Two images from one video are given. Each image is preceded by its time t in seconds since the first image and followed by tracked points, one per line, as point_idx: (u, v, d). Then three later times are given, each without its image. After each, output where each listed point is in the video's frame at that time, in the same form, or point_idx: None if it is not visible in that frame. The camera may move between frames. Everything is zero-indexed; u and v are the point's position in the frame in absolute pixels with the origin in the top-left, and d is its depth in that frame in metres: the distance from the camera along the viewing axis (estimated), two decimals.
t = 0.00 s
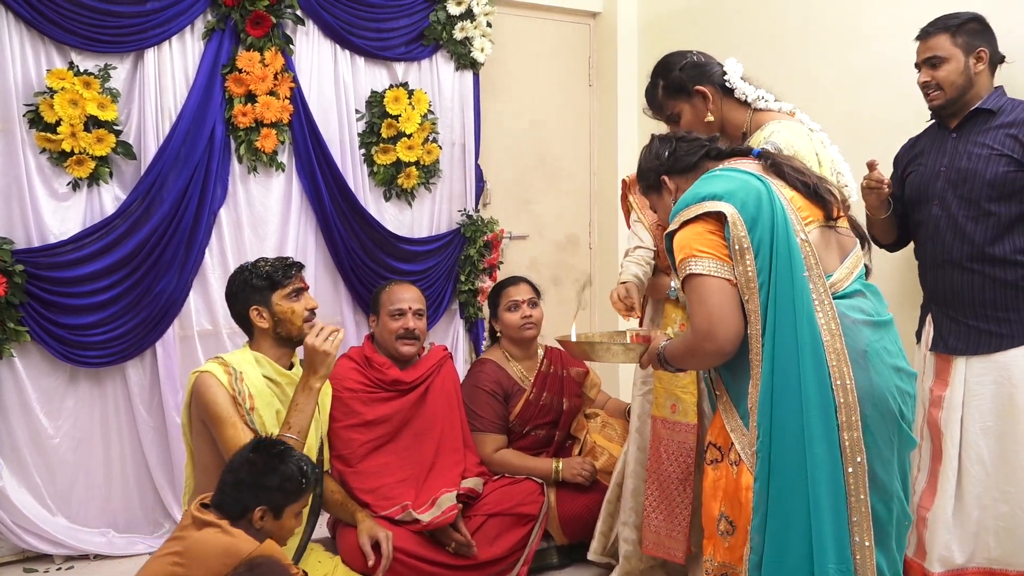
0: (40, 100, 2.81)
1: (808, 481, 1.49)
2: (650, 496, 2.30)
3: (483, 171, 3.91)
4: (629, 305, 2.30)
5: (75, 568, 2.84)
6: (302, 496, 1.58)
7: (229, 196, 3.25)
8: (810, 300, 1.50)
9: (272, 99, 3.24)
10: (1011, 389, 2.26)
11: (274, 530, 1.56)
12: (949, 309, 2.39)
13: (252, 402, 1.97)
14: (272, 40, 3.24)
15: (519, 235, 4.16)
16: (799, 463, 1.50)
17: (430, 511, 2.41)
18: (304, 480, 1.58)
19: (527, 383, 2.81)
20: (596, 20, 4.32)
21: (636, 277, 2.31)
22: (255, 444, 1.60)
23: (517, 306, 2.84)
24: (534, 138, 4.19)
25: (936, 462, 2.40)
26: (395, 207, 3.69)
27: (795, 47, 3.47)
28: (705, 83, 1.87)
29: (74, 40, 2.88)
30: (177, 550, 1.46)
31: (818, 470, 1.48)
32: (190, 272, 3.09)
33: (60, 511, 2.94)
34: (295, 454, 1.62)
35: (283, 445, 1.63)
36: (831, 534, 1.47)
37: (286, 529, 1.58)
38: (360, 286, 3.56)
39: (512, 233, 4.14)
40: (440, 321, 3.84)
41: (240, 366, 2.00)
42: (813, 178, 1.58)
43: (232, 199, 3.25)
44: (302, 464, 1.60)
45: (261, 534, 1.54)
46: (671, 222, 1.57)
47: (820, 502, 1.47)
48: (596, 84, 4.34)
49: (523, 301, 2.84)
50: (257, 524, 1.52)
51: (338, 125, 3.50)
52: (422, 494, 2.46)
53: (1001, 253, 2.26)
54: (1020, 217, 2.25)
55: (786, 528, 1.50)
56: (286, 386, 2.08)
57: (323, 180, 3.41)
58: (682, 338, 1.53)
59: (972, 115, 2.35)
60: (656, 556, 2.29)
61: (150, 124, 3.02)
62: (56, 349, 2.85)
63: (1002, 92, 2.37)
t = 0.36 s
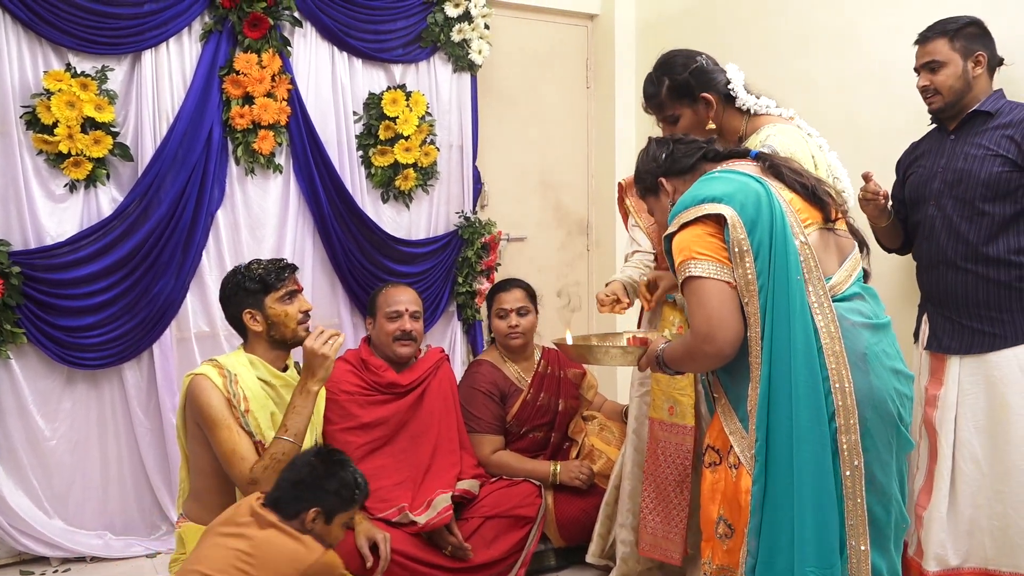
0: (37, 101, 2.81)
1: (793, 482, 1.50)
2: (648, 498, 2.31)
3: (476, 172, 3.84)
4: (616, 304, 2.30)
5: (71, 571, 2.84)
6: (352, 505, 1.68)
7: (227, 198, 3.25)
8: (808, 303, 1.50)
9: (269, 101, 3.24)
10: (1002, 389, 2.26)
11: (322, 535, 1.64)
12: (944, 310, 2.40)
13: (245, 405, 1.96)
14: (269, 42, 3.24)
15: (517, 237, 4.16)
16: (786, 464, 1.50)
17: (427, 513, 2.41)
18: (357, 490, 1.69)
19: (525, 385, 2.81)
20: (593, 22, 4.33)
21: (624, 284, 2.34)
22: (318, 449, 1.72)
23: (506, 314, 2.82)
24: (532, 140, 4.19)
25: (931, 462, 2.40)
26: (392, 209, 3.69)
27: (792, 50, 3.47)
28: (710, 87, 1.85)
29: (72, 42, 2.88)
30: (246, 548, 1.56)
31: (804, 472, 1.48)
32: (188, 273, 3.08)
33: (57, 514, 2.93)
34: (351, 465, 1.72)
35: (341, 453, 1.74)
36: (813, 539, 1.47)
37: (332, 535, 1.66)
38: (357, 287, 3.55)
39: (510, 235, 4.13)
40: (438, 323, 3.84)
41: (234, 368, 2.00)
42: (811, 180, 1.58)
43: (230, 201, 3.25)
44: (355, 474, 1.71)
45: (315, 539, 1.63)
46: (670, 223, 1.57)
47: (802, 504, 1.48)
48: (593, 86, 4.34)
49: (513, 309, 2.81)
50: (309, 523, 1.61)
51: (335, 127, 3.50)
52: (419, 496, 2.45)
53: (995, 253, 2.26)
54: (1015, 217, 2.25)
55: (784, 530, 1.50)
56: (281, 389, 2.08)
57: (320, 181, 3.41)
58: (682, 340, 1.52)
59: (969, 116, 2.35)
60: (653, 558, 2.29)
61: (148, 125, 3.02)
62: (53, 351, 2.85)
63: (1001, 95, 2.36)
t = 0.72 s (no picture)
0: (37, 102, 2.81)
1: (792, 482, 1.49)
2: (645, 497, 2.30)
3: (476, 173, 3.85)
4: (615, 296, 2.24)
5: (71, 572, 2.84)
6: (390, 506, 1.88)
7: (227, 199, 3.25)
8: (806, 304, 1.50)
9: (269, 102, 3.24)
10: (1005, 390, 2.25)
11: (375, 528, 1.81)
12: (946, 310, 2.40)
13: (241, 401, 1.95)
14: (269, 43, 3.24)
15: (517, 238, 4.15)
16: (784, 464, 1.50)
17: (426, 513, 2.42)
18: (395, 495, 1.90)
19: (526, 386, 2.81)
20: (593, 23, 4.33)
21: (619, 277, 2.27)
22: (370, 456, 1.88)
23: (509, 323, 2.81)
24: (532, 141, 4.18)
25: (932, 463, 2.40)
26: (392, 210, 3.69)
27: (792, 51, 3.47)
28: (712, 86, 1.84)
29: (72, 43, 2.87)
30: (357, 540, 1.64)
31: (801, 473, 1.48)
32: (188, 274, 3.08)
33: (57, 515, 2.93)
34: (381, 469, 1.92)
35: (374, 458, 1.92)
36: (813, 539, 1.47)
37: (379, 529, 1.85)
38: (357, 288, 3.55)
39: (510, 236, 4.13)
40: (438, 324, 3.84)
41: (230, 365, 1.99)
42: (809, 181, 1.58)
43: (230, 202, 3.25)
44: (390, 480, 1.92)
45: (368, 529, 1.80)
46: (667, 225, 1.56)
47: (801, 505, 1.47)
48: (594, 87, 4.34)
49: (516, 320, 2.79)
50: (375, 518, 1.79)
51: (336, 128, 3.50)
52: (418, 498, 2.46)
53: (1001, 253, 2.26)
54: (1020, 216, 2.24)
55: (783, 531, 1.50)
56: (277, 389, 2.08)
57: (320, 183, 3.41)
58: (681, 342, 1.51)
59: (975, 116, 2.35)
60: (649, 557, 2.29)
61: (148, 126, 3.02)
62: (53, 352, 2.85)
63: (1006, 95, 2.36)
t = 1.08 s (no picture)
0: (35, 104, 2.80)
1: (784, 485, 1.49)
2: (642, 498, 2.31)
3: (477, 174, 3.88)
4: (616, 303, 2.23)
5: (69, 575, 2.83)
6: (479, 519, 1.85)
7: (225, 201, 3.24)
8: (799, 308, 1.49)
9: (267, 104, 3.24)
10: (1006, 392, 2.25)
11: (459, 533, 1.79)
12: (946, 311, 2.40)
13: (242, 397, 1.96)
14: (267, 44, 3.24)
15: (515, 240, 4.15)
16: (776, 466, 1.50)
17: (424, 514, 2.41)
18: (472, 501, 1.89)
19: (525, 389, 2.80)
20: (592, 25, 4.33)
21: (621, 287, 2.28)
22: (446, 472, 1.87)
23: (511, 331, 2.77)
24: (531, 142, 4.18)
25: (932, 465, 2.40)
26: (391, 212, 3.68)
27: (791, 52, 3.47)
28: (716, 80, 1.85)
29: (69, 45, 2.87)
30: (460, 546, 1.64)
31: (795, 478, 1.48)
32: (186, 276, 3.07)
33: (55, 518, 2.92)
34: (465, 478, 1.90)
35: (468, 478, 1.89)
36: (803, 541, 1.47)
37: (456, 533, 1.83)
38: (356, 290, 3.55)
39: (509, 238, 4.13)
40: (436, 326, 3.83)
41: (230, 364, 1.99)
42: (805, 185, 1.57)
43: (228, 204, 3.25)
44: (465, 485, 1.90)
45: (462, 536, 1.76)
46: (664, 227, 1.55)
47: (792, 507, 1.47)
48: (592, 89, 4.34)
49: (518, 328, 2.76)
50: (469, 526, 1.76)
51: (334, 130, 3.50)
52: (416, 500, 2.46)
53: (1000, 256, 2.26)
54: (1021, 219, 2.24)
55: (779, 537, 1.49)
56: (274, 389, 2.08)
57: (319, 185, 3.41)
58: (678, 344, 1.51)
59: (977, 118, 2.35)
60: (647, 559, 2.30)
61: (146, 128, 3.01)
62: (50, 355, 2.84)
63: (1009, 97, 2.36)
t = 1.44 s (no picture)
0: (35, 105, 2.81)
1: (783, 485, 1.49)
2: (649, 502, 2.31)
3: (476, 176, 3.88)
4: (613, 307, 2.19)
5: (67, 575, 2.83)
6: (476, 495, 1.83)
7: (224, 202, 3.24)
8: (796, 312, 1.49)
9: (267, 105, 3.24)
10: (1004, 394, 2.25)
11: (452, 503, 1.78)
12: (946, 314, 2.41)
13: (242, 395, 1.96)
14: (267, 46, 3.24)
15: (515, 241, 4.15)
16: (773, 466, 1.50)
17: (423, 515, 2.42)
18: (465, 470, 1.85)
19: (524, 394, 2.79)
20: (592, 26, 4.34)
21: (623, 291, 2.27)
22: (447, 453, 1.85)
23: (512, 334, 2.77)
24: (530, 144, 4.18)
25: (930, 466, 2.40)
26: (390, 213, 3.68)
27: (791, 55, 3.47)
28: (720, 81, 1.86)
29: (69, 45, 2.87)
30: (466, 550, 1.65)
31: (792, 482, 1.48)
32: (186, 277, 3.08)
33: (54, 518, 2.92)
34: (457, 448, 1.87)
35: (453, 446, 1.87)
36: (800, 540, 1.47)
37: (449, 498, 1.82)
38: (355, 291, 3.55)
39: (508, 240, 4.13)
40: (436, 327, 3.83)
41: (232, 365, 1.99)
42: (810, 188, 1.57)
43: (228, 205, 3.25)
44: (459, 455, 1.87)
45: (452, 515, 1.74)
46: (669, 221, 1.54)
47: (789, 508, 1.48)
48: (592, 91, 4.35)
49: (519, 331, 2.75)
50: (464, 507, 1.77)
51: (333, 131, 3.50)
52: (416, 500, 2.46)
53: (998, 259, 2.26)
54: (1021, 222, 2.24)
55: (776, 541, 1.49)
56: (273, 389, 2.08)
57: (319, 186, 3.41)
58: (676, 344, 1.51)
59: (973, 123, 2.34)
60: (652, 563, 2.30)
61: (145, 129, 3.02)
62: (50, 355, 2.84)
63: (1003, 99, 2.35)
